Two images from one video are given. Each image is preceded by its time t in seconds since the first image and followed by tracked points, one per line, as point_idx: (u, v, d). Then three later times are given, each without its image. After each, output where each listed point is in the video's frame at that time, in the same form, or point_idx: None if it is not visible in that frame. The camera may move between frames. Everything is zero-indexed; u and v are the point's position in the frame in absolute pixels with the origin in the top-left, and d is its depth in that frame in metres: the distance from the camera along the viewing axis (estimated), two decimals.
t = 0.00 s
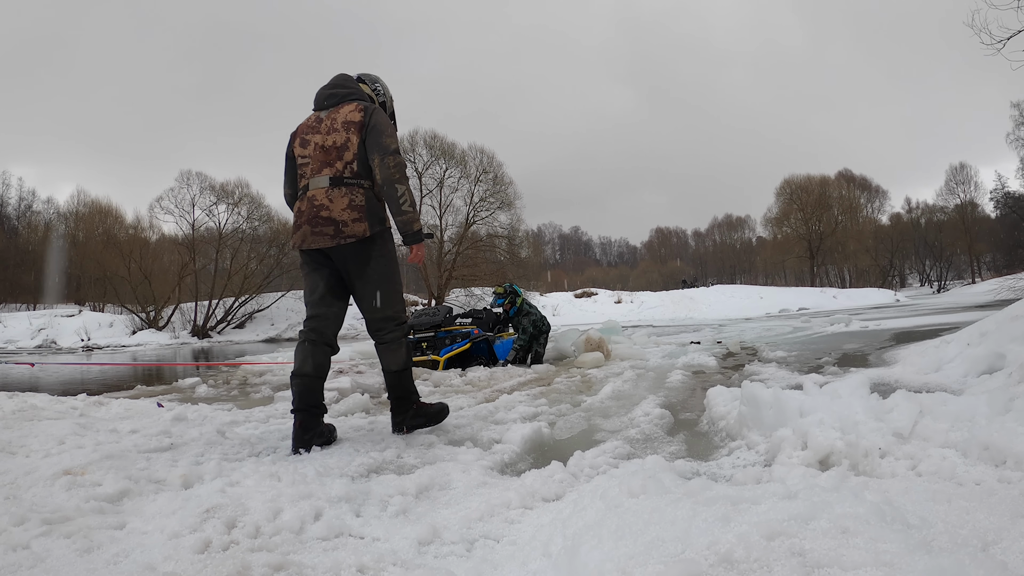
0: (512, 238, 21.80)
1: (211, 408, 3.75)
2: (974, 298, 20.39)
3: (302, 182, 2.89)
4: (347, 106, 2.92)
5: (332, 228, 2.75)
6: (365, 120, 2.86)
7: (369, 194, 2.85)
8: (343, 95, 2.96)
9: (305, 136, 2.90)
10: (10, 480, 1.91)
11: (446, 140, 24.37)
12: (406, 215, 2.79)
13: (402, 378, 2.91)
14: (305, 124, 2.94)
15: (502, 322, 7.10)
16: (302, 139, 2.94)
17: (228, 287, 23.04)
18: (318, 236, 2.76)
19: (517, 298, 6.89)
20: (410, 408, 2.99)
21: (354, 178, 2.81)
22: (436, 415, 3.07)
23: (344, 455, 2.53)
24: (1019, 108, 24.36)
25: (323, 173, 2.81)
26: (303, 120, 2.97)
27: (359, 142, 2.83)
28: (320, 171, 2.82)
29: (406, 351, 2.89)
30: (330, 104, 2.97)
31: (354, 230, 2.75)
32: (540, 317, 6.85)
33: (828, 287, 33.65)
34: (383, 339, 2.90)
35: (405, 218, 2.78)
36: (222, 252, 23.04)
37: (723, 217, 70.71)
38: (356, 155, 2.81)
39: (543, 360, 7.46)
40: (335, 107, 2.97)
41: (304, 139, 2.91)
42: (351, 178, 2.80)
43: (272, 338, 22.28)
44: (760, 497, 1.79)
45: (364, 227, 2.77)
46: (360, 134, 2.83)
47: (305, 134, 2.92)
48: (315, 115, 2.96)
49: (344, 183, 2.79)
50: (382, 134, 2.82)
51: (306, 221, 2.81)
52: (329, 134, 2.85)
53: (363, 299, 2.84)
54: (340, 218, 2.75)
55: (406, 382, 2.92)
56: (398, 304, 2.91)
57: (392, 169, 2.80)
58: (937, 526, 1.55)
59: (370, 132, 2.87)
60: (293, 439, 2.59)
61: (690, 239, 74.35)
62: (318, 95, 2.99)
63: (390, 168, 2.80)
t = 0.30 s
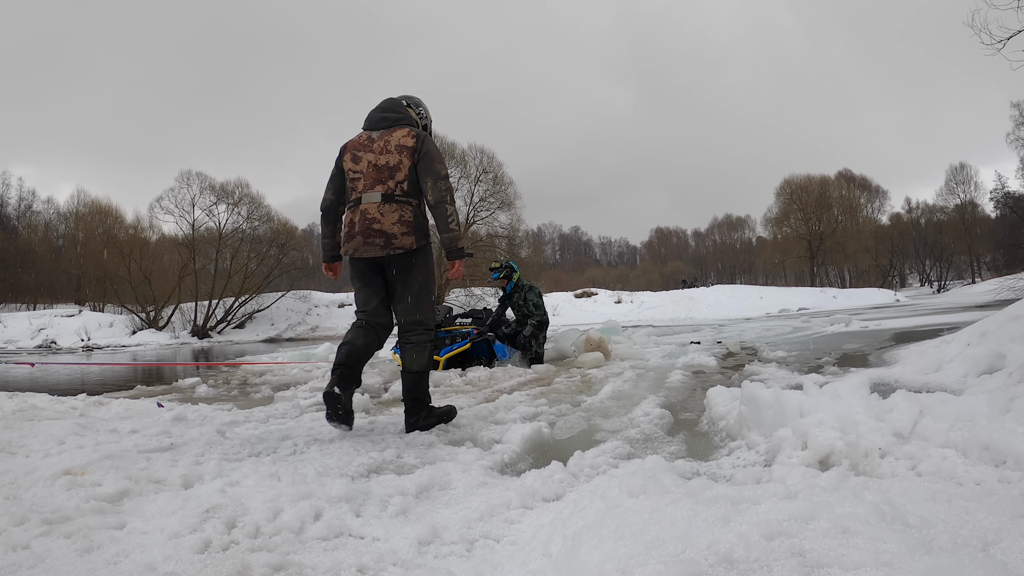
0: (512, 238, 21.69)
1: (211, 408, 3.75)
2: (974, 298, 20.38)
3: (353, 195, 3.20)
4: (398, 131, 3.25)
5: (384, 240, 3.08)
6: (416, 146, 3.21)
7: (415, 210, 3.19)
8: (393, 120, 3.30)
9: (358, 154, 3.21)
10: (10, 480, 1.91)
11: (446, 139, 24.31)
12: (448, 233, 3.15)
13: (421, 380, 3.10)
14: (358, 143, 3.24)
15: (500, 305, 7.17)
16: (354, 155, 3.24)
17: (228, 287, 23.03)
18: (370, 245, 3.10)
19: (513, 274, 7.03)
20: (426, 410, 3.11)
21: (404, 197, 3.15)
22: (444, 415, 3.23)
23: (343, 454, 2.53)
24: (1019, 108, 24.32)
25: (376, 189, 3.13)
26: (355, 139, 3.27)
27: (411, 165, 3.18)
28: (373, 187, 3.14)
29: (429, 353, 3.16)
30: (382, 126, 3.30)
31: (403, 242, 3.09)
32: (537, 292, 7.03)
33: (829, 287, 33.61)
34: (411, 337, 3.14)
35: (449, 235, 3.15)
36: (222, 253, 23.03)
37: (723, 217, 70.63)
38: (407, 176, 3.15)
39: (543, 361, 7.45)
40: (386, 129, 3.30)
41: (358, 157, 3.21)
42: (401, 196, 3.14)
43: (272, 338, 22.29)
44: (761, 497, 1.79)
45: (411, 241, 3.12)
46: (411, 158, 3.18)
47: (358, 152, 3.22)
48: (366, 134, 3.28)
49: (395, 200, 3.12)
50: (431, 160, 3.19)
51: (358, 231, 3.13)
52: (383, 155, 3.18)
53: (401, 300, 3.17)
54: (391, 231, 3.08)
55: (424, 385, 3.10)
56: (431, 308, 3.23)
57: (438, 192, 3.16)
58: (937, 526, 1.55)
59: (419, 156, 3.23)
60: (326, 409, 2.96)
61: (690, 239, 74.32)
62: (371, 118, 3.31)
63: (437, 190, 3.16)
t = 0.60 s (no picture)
0: (512, 239, 21.36)
1: (210, 408, 3.74)
2: (974, 298, 20.36)
3: (381, 206, 3.37)
4: (423, 147, 3.45)
5: (411, 247, 3.28)
6: (441, 161, 3.44)
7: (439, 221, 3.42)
8: (418, 136, 3.50)
9: (386, 169, 3.37)
10: (10, 480, 1.91)
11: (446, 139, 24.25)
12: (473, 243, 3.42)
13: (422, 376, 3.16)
14: (385, 158, 3.39)
15: (500, 300, 7.14)
16: (381, 170, 3.40)
17: (228, 287, 23.03)
18: (399, 252, 3.28)
19: (511, 266, 6.99)
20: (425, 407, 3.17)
21: (431, 209, 3.36)
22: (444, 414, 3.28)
23: (343, 455, 2.53)
24: (1019, 108, 24.29)
25: (404, 200, 3.32)
26: (380, 153, 3.43)
27: (437, 179, 3.40)
28: (402, 199, 3.32)
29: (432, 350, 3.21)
30: (407, 142, 3.48)
31: (429, 249, 3.30)
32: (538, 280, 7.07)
33: (829, 287, 33.61)
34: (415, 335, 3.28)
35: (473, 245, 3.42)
36: (222, 252, 23.03)
37: (723, 217, 70.58)
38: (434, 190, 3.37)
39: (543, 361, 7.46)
40: (410, 147, 3.48)
41: (385, 171, 3.37)
42: (428, 208, 3.35)
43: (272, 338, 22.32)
44: (760, 497, 1.79)
45: (436, 248, 3.33)
46: (437, 173, 3.41)
47: (385, 167, 3.38)
48: (393, 149, 3.45)
49: (423, 211, 3.32)
50: (456, 175, 3.44)
51: (388, 238, 3.31)
52: (410, 171, 3.36)
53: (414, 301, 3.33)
54: (418, 239, 3.29)
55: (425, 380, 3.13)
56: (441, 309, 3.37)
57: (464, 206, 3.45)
58: (937, 526, 1.55)
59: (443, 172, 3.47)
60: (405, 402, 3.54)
61: (690, 239, 74.35)
62: (396, 133, 3.47)
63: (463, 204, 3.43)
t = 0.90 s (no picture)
0: (512, 238, 21.24)
1: (210, 408, 3.75)
2: (975, 298, 20.32)
3: (398, 215, 3.69)
4: (431, 158, 3.78)
5: (432, 250, 3.63)
6: (449, 172, 3.79)
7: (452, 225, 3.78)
8: (425, 148, 3.83)
9: (401, 181, 3.71)
10: (10, 480, 1.91)
11: (446, 139, 24.16)
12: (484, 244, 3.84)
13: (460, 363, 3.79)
14: (398, 171, 3.73)
15: (500, 299, 7.17)
16: (396, 182, 3.74)
17: (228, 287, 23.02)
18: (420, 254, 3.62)
19: (513, 266, 6.95)
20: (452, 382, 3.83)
21: (444, 215, 3.71)
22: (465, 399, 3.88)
23: (343, 455, 2.53)
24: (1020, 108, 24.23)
25: (420, 208, 3.65)
26: (393, 167, 3.77)
27: (447, 188, 3.75)
28: (417, 207, 3.65)
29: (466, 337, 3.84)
30: (415, 155, 3.81)
31: (447, 250, 3.67)
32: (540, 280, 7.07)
33: (829, 287, 33.59)
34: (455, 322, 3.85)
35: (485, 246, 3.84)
36: (222, 252, 23.01)
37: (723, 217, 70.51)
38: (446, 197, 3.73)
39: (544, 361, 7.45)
40: (419, 159, 3.81)
41: (400, 183, 3.71)
42: (442, 214, 3.70)
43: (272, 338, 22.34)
44: (761, 497, 1.79)
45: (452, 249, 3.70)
46: (446, 182, 3.76)
47: (400, 179, 3.72)
48: (403, 162, 3.78)
49: (437, 217, 3.67)
50: (463, 183, 3.80)
51: (408, 243, 3.62)
52: (423, 181, 3.70)
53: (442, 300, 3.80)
54: (437, 242, 3.64)
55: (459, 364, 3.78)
56: (470, 303, 3.92)
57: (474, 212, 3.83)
58: (936, 526, 1.55)
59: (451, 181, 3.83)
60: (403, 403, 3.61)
61: (690, 239, 74.32)
62: (405, 148, 3.80)
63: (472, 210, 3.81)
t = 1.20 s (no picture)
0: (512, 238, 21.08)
1: (210, 408, 3.75)
2: (975, 298, 20.32)
3: (425, 228, 3.92)
4: (458, 179, 4.03)
5: (456, 263, 3.86)
6: (474, 192, 4.05)
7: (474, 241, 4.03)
8: (453, 169, 4.08)
9: (429, 197, 3.93)
10: (10, 480, 1.91)
11: (446, 140, 24.11)
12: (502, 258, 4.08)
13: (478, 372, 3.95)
14: (427, 188, 3.96)
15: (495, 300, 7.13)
16: (424, 198, 3.96)
17: (228, 287, 23.02)
18: (444, 267, 3.84)
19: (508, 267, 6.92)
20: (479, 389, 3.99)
21: (468, 231, 3.95)
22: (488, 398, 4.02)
23: (343, 455, 2.53)
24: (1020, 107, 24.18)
25: (446, 223, 3.88)
26: (422, 183, 3.98)
27: (472, 207, 4.01)
28: (443, 222, 3.88)
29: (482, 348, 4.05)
30: (444, 175, 4.05)
31: (469, 264, 3.90)
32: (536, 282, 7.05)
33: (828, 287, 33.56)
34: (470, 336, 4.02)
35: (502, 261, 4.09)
36: (221, 252, 23.00)
37: (723, 216, 70.46)
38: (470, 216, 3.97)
39: (544, 361, 7.45)
40: (446, 178, 4.05)
41: (428, 199, 3.93)
42: (466, 230, 3.94)
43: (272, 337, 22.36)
44: (761, 497, 1.79)
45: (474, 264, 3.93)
46: (472, 202, 4.01)
47: (428, 195, 3.94)
48: (432, 180, 4.01)
49: (461, 233, 3.91)
50: (487, 204, 4.06)
51: (434, 255, 3.84)
52: (450, 199, 3.95)
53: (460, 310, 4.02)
54: (460, 256, 3.87)
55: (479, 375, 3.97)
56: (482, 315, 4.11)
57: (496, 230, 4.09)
58: (936, 525, 1.55)
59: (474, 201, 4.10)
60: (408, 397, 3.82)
61: (690, 239, 74.28)
62: (433, 167, 4.03)
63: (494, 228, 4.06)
